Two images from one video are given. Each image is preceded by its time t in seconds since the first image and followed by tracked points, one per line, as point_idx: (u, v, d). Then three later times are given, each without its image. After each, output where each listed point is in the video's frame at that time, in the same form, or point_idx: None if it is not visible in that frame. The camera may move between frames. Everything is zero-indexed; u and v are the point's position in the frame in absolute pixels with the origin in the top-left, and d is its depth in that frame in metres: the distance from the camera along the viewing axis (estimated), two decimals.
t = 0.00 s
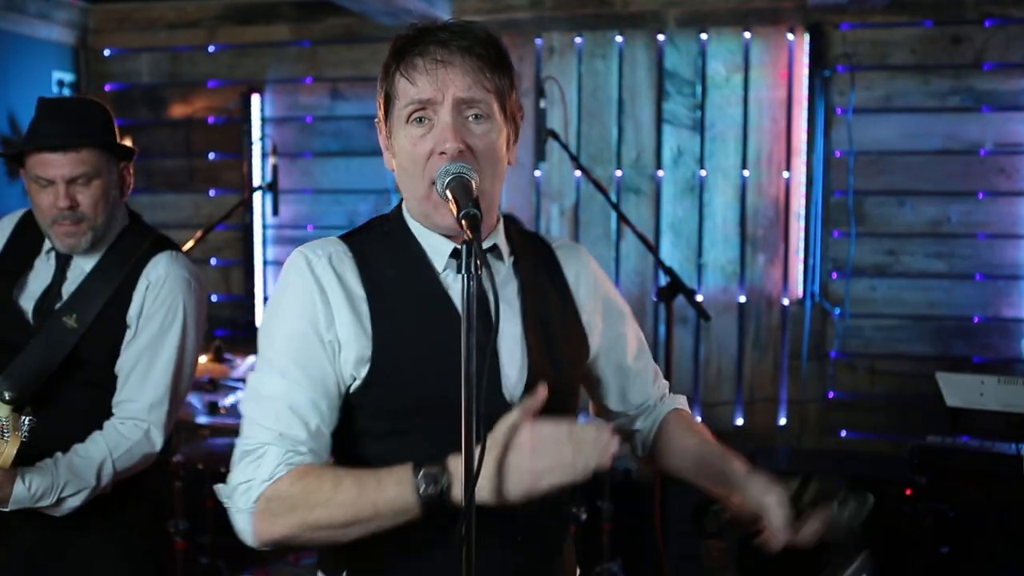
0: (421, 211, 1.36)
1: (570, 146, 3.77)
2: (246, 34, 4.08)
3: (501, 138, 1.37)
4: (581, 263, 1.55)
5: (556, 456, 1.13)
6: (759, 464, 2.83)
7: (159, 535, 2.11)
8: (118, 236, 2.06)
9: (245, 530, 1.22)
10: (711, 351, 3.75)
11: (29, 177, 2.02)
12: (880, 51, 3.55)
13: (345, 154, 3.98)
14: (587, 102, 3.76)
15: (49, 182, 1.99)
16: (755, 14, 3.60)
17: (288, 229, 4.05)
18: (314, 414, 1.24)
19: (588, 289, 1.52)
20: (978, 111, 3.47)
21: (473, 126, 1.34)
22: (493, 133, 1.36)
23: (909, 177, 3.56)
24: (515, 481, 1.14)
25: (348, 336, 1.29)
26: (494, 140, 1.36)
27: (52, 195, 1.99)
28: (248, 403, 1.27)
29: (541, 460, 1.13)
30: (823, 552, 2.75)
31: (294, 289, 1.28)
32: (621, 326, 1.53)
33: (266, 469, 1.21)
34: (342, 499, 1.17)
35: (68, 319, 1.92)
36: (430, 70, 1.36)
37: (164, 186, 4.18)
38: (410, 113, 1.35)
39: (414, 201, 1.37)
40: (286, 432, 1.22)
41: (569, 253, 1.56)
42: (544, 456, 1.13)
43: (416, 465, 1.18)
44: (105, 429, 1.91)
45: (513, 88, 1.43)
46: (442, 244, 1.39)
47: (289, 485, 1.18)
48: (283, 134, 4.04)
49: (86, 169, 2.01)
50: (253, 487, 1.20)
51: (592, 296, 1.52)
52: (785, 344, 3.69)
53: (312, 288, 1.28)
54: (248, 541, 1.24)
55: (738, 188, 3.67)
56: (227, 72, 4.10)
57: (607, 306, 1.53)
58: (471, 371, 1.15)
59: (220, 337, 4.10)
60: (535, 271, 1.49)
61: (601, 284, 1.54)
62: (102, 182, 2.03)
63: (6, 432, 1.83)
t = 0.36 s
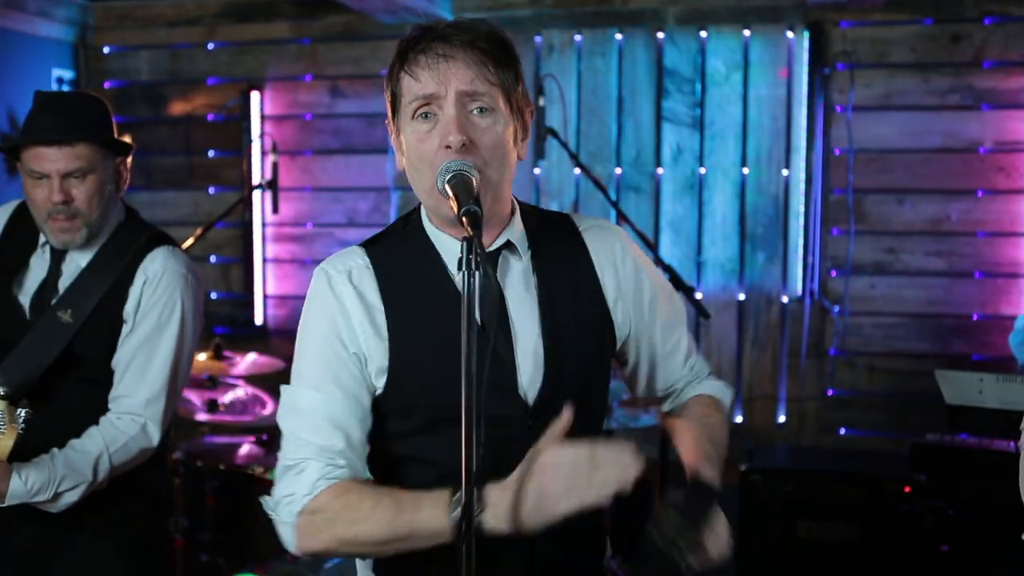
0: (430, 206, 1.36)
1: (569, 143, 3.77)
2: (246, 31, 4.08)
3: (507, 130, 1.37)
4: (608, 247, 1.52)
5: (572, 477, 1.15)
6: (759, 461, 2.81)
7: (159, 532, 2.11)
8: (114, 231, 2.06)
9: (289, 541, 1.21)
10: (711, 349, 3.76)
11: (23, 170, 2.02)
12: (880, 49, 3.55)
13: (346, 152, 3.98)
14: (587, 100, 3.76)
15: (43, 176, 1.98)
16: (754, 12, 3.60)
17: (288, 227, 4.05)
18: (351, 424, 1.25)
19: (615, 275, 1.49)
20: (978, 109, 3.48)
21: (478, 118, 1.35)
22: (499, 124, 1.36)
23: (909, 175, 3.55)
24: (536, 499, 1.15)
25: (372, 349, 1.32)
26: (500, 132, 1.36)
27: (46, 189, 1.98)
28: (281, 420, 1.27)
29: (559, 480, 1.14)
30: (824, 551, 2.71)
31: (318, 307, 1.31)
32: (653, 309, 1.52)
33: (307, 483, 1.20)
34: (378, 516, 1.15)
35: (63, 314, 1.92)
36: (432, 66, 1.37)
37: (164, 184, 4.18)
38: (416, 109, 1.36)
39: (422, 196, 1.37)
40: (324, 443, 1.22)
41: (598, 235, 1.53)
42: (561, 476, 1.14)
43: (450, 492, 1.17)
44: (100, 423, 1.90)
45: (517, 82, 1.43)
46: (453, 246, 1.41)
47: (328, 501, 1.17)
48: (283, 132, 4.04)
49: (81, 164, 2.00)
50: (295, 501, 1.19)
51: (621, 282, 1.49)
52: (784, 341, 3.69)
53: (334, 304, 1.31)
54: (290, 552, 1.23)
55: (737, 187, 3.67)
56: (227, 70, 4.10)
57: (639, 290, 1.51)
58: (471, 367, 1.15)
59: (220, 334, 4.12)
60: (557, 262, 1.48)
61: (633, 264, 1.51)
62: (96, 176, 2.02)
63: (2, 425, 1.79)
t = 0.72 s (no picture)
0: (422, 202, 1.37)
1: (569, 142, 3.77)
2: (246, 30, 4.08)
3: (499, 128, 1.39)
4: (594, 250, 1.54)
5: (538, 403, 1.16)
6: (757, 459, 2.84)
7: (158, 530, 2.11)
8: (108, 230, 2.05)
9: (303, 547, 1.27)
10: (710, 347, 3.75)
11: (18, 172, 2.02)
12: (880, 47, 3.56)
13: (345, 151, 3.98)
14: (586, 99, 3.76)
15: (38, 177, 1.99)
16: (754, 11, 3.60)
17: (288, 225, 4.05)
18: (345, 425, 1.31)
19: (599, 279, 1.52)
20: (977, 107, 3.48)
21: (472, 116, 1.37)
22: (491, 122, 1.38)
23: (908, 173, 3.56)
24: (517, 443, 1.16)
25: (362, 349, 1.35)
26: (493, 131, 1.38)
27: (41, 191, 1.99)
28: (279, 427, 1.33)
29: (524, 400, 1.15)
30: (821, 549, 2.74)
31: (307, 315, 1.35)
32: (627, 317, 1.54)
33: (307, 485, 1.27)
34: (380, 498, 1.19)
35: (60, 309, 1.93)
36: (427, 62, 1.40)
37: (163, 183, 4.19)
38: (409, 105, 1.39)
39: (414, 193, 1.38)
40: (320, 446, 1.28)
41: (583, 234, 1.56)
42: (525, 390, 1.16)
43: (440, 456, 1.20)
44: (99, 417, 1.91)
45: (509, 84, 1.46)
46: (443, 247, 1.42)
47: (331, 495, 1.22)
48: (282, 130, 4.04)
49: (75, 165, 2.00)
50: (298, 505, 1.26)
51: (605, 287, 1.52)
52: (784, 339, 3.70)
53: (323, 310, 1.35)
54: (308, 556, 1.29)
55: (737, 185, 3.67)
56: (226, 69, 4.09)
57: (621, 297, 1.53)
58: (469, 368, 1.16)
59: (220, 333, 4.12)
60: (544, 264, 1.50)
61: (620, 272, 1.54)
62: (91, 176, 2.02)
63: (4, 421, 1.87)
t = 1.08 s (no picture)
0: (418, 193, 1.38)
1: (569, 138, 3.77)
2: (246, 27, 4.07)
3: (491, 121, 1.43)
4: (577, 251, 1.60)
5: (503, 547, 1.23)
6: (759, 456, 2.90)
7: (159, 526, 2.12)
8: (98, 228, 2.09)
9: (225, 542, 1.35)
10: (711, 344, 3.75)
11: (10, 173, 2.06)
12: (881, 43, 3.55)
13: (345, 148, 3.98)
14: (586, 95, 3.76)
15: (25, 182, 2.02)
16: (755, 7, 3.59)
17: (288, 223, 4.05)
18: (303, 441, 1.34)
19: (585, 277, 1.58)
20: (978, 104, 3.47)
21: (467, 106, 1.40)
22: (485, 113, 1.42)
23: (909, 169, 3.55)
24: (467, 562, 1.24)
25: (346, 360, 1.37)
26: (487, 123, 1.42)
27: (29, 194, 2.03)
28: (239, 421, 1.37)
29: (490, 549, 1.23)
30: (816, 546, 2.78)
31: (290, 316, 1.36)
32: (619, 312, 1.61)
33: (252, 495, 1.32)
34: (316, 545, 1.28)
35: (57, 300, 2.00)
36: (423, 52, 1.43)
37: (163, 180, 4.19)
38: (405, 94, 1.40)
39: (409, 185, 1.39)
40: (272, 458, 1.32)
41: (567, 238, 1.62)
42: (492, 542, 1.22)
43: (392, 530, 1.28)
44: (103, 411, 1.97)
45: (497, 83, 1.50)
46: (437, 246, 1.45)
47: (271, 518, 1.30)
48: (282, 128, 4.04)
49: (61, 170, 2.02)
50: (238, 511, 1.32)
51: (590, 285, 1.58)
52: (784, 336, 3.69)
53: (308, 315, 1.36)
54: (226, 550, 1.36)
55: (737, 182, 3.67)
56: (226, 66, 4.09)
57: (607, 293, 1.60)
58: (469, 365, 1.18)
59: (221, 330, 4.13)
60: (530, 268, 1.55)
61: (602, 269, 1.60)
62: (77, 181, 2.04)
63: (14, 407, 1.87)
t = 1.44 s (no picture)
0: (422, 188, 1.38)
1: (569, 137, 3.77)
2: (246, 25, 4.06)
3: (491, 114, 1.43)
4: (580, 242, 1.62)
5: (561, 388, 1.22)
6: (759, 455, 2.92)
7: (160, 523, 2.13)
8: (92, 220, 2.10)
9: (314, 542, 1.29)
10: (712, 342, 3.75)
11: None
12: (881, 41, 3.54)
13: (346, 146, 3.97)
14: (587, 93, 3.76)
15: (16, 173, 2.02)
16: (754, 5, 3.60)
17: (288, 220, 4.05)
18: (355, 415, 1.31)
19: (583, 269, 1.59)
20: (979, 101, 3.47)
21: (466, 98, 1.40)
22: (484, 106, 1.41)
23: (909, 167, 3.55)
24: (539, 436, 1.24)
25: (367, 341, 1.37)
26: (486, 114, 1.41)
27: (20, 185, 2.03)
28: (285, 418, 1.34)
29: (545, 391, 1.22)
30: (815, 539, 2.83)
31: (306, 305, 1.35)
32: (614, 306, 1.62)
33: (319, 478, 1.28)
34: (395, 489, 1.23)
35: (49, 299, 2.00)
36: (419, 50, 1.43)
37: (164, 178, 4.19)
38: (404, 90, 1.40)
39: (413, 180, 1.40)
40: (330, 439, 1.28)
41: (565, 231, 1.62)
42: (546, 383, 1.22)
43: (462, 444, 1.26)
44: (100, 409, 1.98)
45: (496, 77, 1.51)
46: (442, 239, 1.46)
47: (346, 489, 1.25)
48: (283, 126, 4.04)
49: (53, 162, 2.02)
50: (310, 501, 1.27)
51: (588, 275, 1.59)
52: (784, 334, 3.70)
53: (325, 301, 1.35)
54: (318, 552, 1.30)
55: (738, 179, 3.67)
56: (226, 64, 4.09)
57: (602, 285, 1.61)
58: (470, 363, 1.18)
59: (222, 328, 4.13)
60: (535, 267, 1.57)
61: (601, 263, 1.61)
62: (70, 173, 2.04)
63: None
